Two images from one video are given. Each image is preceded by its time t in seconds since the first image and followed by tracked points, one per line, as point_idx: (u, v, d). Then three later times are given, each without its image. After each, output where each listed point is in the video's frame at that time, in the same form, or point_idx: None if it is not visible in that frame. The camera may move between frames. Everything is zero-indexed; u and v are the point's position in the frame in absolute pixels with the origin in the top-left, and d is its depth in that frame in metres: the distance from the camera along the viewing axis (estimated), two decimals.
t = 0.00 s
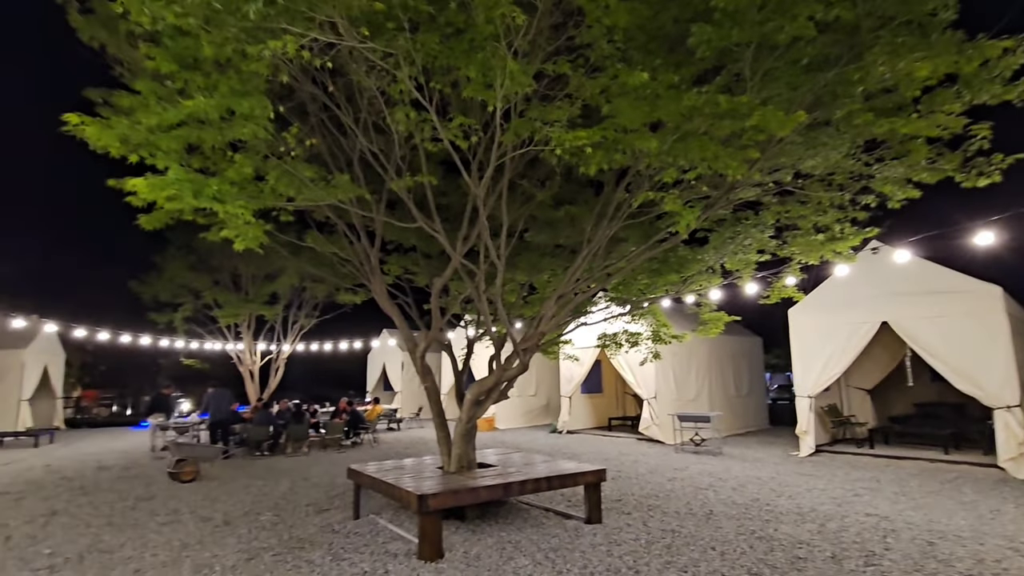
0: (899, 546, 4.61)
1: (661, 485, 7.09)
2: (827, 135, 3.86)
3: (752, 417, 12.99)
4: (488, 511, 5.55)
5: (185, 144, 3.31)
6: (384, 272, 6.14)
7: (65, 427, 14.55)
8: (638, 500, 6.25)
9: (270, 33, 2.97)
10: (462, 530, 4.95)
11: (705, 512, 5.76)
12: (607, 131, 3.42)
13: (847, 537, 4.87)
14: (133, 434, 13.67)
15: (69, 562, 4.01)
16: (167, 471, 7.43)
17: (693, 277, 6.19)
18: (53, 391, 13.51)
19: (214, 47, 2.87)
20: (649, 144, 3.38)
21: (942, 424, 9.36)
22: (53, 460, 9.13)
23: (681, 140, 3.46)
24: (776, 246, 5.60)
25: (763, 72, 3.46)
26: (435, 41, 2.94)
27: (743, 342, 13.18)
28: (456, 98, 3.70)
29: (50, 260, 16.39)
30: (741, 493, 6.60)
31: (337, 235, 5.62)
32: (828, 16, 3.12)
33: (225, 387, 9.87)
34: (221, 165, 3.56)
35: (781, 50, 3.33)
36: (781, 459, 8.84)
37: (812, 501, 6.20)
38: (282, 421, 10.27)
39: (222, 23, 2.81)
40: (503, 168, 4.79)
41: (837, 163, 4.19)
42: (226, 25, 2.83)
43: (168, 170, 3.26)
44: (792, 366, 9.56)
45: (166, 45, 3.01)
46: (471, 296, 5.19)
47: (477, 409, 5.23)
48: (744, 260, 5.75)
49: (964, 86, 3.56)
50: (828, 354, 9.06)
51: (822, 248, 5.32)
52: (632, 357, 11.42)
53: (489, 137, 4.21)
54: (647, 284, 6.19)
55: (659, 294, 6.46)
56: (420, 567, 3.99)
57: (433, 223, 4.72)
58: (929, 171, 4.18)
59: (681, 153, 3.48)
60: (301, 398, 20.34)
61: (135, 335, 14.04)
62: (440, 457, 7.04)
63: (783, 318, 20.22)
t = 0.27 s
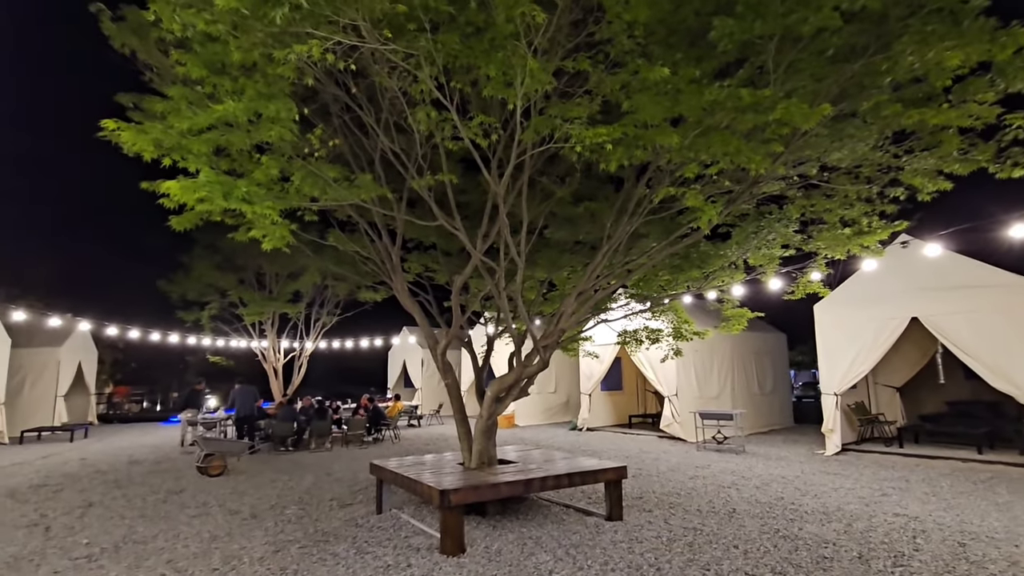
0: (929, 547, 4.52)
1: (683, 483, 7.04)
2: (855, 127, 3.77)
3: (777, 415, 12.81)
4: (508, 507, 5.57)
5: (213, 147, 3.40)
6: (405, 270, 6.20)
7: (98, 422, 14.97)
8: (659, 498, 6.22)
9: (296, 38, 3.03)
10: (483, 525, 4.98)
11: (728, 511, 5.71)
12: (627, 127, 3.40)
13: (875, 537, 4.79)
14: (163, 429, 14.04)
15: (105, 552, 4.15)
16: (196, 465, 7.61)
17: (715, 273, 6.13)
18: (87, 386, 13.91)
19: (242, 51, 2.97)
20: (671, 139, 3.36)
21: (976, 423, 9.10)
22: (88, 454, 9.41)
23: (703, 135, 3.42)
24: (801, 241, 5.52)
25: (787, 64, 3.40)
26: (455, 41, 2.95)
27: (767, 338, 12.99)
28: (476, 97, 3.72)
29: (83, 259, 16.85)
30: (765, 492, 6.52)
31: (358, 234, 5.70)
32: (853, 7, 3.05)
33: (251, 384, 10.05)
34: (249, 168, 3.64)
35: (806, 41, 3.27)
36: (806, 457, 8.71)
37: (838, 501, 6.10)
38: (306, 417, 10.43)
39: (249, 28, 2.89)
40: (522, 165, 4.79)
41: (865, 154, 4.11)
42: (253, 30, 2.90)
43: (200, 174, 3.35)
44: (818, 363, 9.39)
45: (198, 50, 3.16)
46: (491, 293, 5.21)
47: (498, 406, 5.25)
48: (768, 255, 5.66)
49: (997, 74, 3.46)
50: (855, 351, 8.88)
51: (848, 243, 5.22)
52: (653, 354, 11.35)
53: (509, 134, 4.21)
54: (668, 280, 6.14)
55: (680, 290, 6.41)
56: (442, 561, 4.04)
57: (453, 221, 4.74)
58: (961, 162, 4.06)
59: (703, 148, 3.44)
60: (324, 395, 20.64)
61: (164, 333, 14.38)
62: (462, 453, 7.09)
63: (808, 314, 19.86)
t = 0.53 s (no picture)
0: (943, 545, 4.48)
1: (693, 481, 7.02)
2: (868, 121, 3.73)
3: (787, 413, 12.73)
4: (518, 504, 5.58)
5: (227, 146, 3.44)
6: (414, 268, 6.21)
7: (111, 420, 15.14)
8: (670, 495, 6.21)
9: (310, 37, 3.05)
10: (493, 522, 4.99)
11: (739, 508, 5.69)
12: (638, 123, 3.38)
13: (888, 535, 4.75)
14: (175, 426, 14.17)
15: (121, 547, 4.20)
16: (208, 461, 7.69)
17: (725, 270, 6.10)
18: (100, 384, 14.05)
19: (256, 51, 3.00)
20: (684, 135, 3.35)
21: (990, 421, 9.01)
22: (102, 451, 9.53)
23: (715, 131, 3.40)
24: (813, 237, 5.48)
25: (800, 59, 3.37)
26: (466, 38, 2.95)
27: (777, 335, 12.91)
28: (486, 94, 3.72)
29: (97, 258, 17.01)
30: (776, 490, 6.49)
31: (368, 232, 5.73)
32: None
33: (261, 381, 10.13)
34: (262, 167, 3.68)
35: (819, 36, 3.25)
36: (817, 455, 8.66)
37: (850, 499, 6.06)
38: (316, 414, 10.50)
39: (262, 27, 2.91)
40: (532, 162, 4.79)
41: (879, 149, 4.07)
42: (267, 29, 2.92)
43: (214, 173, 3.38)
44: (830, 360, 9.32)
45: (212, 50, 3.19)
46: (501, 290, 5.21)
47: (507, 404, 5.26)
48: (779, 251, 5.62)
49: (1014, 66, 3.42)
50: (867, 348, 8.79)
51: (861, 238, 5.18)
52: (662, 351, 11.32)
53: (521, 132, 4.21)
54: (678, 277, 6.12)
55: (691, 287, 6.39)
56: (454, 558, 4.06)
57: (463, 218, 4.75)
58: (976, 156, 4.00)
59: (715, 144, 3.42)
60: (334, 393, 20.75)
61: (176, 331, 14.51)
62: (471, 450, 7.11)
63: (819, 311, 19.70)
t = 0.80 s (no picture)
0: (958, 544, 4.45)
1: (703, 479, 7.00)
2: (882, 117, 3.70)
3: (798, 411, 12.65)
4: (529, 502, 5.59)
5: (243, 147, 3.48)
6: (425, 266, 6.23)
7: (124, 418, 15.30)
8: (681, 493, 6.20)
9: (325, 38, 3.07)
10: (505, 520, 5.01)
11: (750, 506, 5.68)
12: (651, 121, 3.38)
13: (902, 534, 4.72)
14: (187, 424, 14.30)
15: (138, 543, 4.25)
16: (221, 459, 7.75)
17: (735, 267, 6.07)
18: (113, 383, 14.20)
19: (272, 52, 3.03)
20: (697, 133, 3.34)
21: (1005, 419, 8.91)
22: (117, 448, 9.64)
23: (729, 128, 3.39)
24: (825, 234, 5.44)
25: (814, 55, 3.36)
26: (480, 38, 2.95)
27: (788, 333, 12.82)
28: (499, 93, 3.73)
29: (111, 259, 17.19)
30: (788, 488, 6.46)
31: (378, 231, 5.75)
32: None
33: (272, 379, 10.20)
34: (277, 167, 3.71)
35: (833, 32, 3.23)
36: (829, 453, 8.60)
37: (863, 497, 6.02)
38: (326, 412, 10.56)
39: (279, 29, 2.92)
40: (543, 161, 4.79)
41: (893, 145, 4.03)
42: (283, 31, 2.93)
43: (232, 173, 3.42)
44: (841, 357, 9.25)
45: (229, 52, 3.20)
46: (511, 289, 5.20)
47: (518, 402, 5.27)
48: (790, 248, 5.59)
49: None
50: (879, 344, 8.71)
51: (874, 235, 5.13)
52: (671, 349, 11.28)
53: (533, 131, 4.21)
54: (689, 275, 6.10)
55: (701, 284, 6.36)
56: (466, 555, 4.07)
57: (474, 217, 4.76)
58: (992, 152, 3.96)
59: (729, 142, 3.41)
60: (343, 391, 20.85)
61: (188, 330, 14.65)
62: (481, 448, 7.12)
63: (830, 308, 19.55)
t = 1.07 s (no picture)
0: (978, 543, 4.40)
1: (717, 477, 6.98)
2: (901, 112, 3.66)
3: (812, 409, 12.55)
4: (543, 500, 5.60)
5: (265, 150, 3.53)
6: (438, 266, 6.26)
7: (141, 416, 15.50)
8: (695, 491, 6.18)
9: (345, 41, 3.11)
10: (520, 517, 5.03)
11: (766, 505, 5.65)
12: (668, 119, 3.38)
13: (921, 532, 4.68)
14: (202, 422, 14.46)
15: (159, 539, 4.31)
16: (237, 457, 7.84)
17: (749, 265, 6.04)
18: (130, 382, 14.39)
19: (292, 56, 3.05)
20: (714, 131, 3.33)
21: None
22: (135, 446, 9.78)
23: (746, 125, 3.37)
24: (841, 230, 5.40)
25: (831, 51, 3.33)
26: (497, 38, 2.97)
27: (802, 330, 12.72)
28: (514, 93, 3.75)
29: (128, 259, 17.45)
30: (804, 487, 6.42)
31: (392, 230, 5.78)
32: None
33: (286, 378, 10.29)
34: (296, 169, 3.76)
35: (852, 27, 3.21)
36: (845, 452, 8.53)
37: (881, 495, 5.97)
38: (339, 411, 10.64)
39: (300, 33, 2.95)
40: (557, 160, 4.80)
41: (911, 140, 4.00)
42: (304, 35, 2.96)
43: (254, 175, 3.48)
44: (857, 355, 9.17)
45: (250, 56, 3.23)
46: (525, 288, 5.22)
47: (532, 400, 5.28)
48: (805, 245, 5.55)
49: None
50: (895, 341, 8.62)
51: (891, 231, 5.08)
52: (684, 347, 11.24)
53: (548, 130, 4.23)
54: (702, 272, 6.08)
55: (714, 282, 6.34)
56: (483, 552, 4.09)
57: (489, 216, 4.78)
58: (1013, 147, 3.91)
59: (747, 138, 3.39)
60: (354, 389, 20.96)
61: (203, 330, 14.82)
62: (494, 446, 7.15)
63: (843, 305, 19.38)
